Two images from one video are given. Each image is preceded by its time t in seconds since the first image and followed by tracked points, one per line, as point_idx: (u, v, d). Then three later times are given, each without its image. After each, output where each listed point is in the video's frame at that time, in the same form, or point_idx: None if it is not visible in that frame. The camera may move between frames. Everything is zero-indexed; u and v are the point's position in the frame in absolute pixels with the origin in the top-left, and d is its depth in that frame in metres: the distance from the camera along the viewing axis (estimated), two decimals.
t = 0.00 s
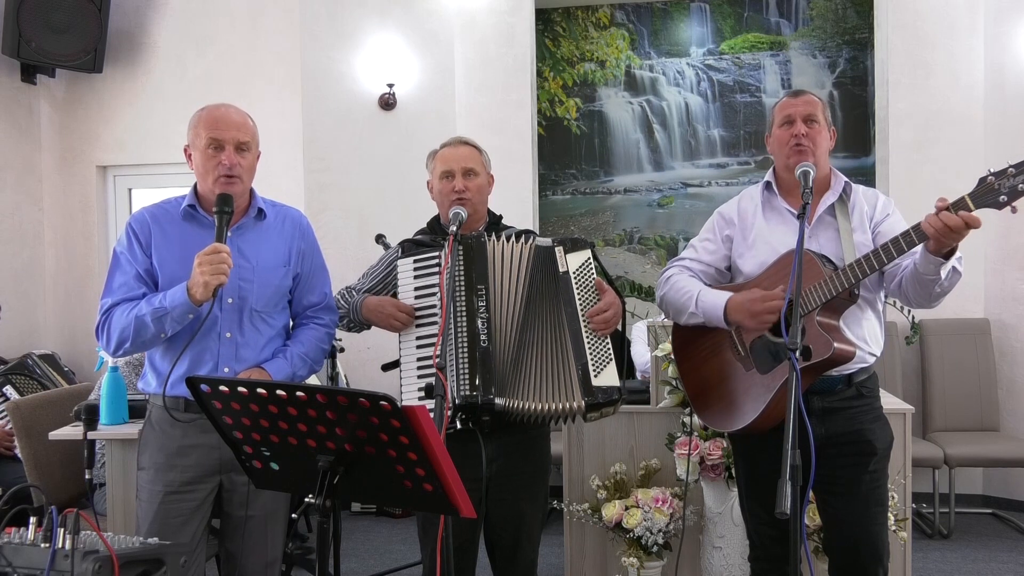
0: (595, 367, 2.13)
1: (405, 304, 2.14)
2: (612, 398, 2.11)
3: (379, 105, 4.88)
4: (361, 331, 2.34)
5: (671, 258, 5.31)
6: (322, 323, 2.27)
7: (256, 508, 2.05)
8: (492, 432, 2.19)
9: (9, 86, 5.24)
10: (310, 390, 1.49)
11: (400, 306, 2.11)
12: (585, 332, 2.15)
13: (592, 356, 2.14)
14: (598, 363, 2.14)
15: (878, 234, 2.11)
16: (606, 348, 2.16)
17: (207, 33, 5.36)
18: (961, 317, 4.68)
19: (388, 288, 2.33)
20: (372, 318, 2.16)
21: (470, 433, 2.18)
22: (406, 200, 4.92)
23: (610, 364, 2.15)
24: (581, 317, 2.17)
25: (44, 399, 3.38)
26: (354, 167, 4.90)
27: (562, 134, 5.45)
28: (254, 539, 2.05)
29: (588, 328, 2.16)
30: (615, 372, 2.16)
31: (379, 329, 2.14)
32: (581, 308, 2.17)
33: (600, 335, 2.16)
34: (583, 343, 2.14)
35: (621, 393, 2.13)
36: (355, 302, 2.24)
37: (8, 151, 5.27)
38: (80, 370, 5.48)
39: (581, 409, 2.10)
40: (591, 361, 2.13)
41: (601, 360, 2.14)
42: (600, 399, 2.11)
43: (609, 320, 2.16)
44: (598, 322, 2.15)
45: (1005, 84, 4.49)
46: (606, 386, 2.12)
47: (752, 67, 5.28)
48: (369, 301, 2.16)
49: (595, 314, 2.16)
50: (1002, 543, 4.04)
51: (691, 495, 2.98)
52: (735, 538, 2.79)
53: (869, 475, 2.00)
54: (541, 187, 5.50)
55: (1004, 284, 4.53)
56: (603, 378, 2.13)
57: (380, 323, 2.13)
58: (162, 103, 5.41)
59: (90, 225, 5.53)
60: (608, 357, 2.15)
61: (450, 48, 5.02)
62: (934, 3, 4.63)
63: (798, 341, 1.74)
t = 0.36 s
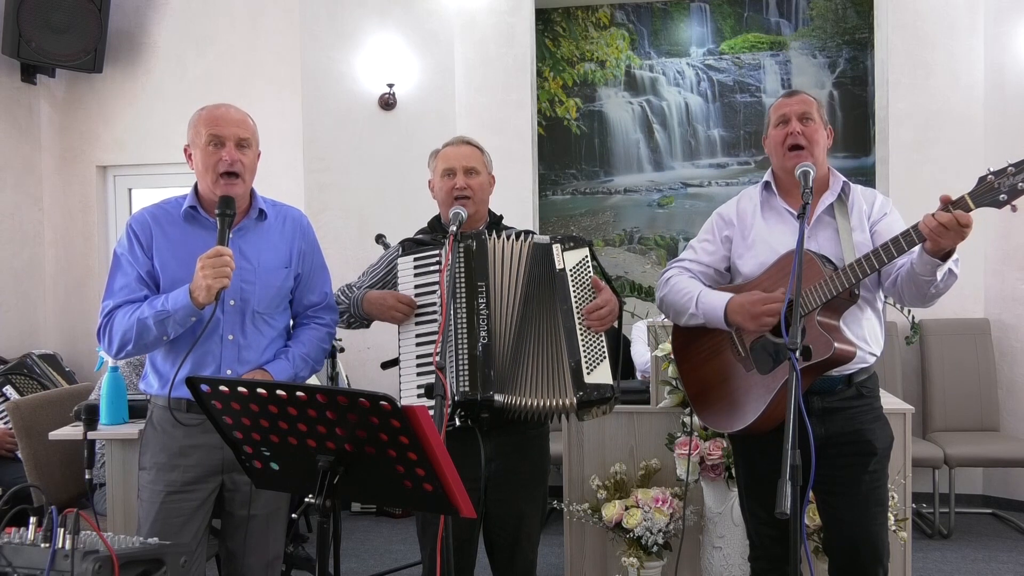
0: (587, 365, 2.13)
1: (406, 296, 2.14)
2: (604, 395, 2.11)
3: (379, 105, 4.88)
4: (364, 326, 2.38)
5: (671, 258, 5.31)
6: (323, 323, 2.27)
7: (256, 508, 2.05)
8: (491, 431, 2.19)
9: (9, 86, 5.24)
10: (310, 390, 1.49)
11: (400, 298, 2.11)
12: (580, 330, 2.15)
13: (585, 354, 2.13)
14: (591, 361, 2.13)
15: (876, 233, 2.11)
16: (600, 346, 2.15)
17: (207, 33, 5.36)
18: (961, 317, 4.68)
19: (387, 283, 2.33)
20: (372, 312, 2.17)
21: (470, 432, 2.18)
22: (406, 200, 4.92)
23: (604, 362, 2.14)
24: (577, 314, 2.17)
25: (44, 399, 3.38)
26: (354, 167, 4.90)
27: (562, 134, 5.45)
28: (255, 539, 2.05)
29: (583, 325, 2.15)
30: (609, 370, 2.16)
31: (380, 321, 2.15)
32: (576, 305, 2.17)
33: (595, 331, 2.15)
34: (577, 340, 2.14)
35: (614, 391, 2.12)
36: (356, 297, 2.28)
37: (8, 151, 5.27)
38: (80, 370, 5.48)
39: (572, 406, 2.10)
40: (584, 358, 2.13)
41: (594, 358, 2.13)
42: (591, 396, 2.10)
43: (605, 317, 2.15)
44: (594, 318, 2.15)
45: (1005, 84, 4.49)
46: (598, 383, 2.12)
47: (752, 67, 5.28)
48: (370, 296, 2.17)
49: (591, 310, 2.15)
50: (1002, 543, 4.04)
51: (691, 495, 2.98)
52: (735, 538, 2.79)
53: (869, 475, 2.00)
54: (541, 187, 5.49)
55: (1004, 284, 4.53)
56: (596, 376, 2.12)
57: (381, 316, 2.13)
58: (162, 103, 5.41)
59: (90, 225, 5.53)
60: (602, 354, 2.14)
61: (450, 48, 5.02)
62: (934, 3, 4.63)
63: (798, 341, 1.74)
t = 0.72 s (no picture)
0: (585, 364, 2.14)
1: (406, 295, 2.14)
2: (602, 395, 2.12)
3: (379, 105, 4.88)
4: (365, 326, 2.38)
5: (671, 258, 5.31)
6: (325, 324, 2.27)
7: (257, 510, 2.05)
8: (492, 432, 2.19)
9: (9, 86, 5.24)
10: (310, 390, 1.49)
11: (399, 297, 2.11)
12: (575, 321, 2.16)
13: (583, 353, 2.14)
14: (589, 361, 2.14)
15: (875, 233, 2.11)
16: (598, 344, 2.16)
17: (207, 33, 5.36)
18: (961, 317, 4.68)
19: (389, 281, 2.33)
20: (373, 311, 2.17)
21: (471, 433, 2.18)
22: (406, 199, 4.92)
23: (601, 361, 2.15)
24: (573, 305, 2.17)
25: (44, 399, 3.37)
26: (354, 167, 4.90)
27: (562, 134, 5.45)
28: (255, 541, 2.04)
29: (579, 316, 2.16)
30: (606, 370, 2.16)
31: (380, 320, 2.15)
32: (572, 298, 2.18)
33: (591, 324, 2.16)
34: (574, 336, 2.14)
35: (612, 390, 2.14)
36: (356, 298, 2.29)
37: (8, 151, 5.27)
38: (80, 370, 5.48)
39: (569, 406, 2.11)
40: (581, 358, 2.13)
41: (593, 357, 2.14)
42: (589, 397, 2.11)
43: (601, 308, 2.16)
44: (590, 309, 2.16)
45: (1005, 84, 4.50)
46: (596, 383, 2.12)
47: (752, 67, 5.28)
48: (369, 296, 2.17)
49: (587, 301, 2.16)
50: (1002, 544, 4.03)
51: (691, 495, 2.98)
52: (735, 538, 2.78)
53: (868, 475, 2.00)
54: (541, 187, 5.49)
55: (1004, 284, 4.53)
56: (594, 376, 2.13)
57: (382, 316, 2.13)
58: (162, 103, 5.41)
59: (90, 225, 5.53)
60: (600, 353, 2.16)
61: (450, 48, 5.01)
62: (934, 3, 4.63)
63: (798, 341, 1.74)
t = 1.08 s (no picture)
0: (582, 365, 2.12)
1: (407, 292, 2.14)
2: (600, 395, 2.10)
3: (379, 105, 4.89)
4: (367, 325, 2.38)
5: (671, 257, 5.31)
6: (324, 326, 2.26)
7: (254, 509, 2.05)
8: (492, 432, 2.18)
9: (9, 86, 5.24)
10: (310, 390, 1.49)
11: (401, 294, 2.11)
12: (573, 327, 2.15)
13: (580, 354, 2.13)
14: (586, 361, 2.13)
15: (876, 235, 2.11)
16: (596, 344, 2.15)
17: (207, 33, 5.36)
18: (961, 317, 4.68)
19: (390, 281, 2.33)
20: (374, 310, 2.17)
21: (472, 434, 2.18)
22: (406, 199, 4.92)
23: (598, 361, 2.14)
24: (568, 304, 2.17)
25: (44, 399, 3.38)
26: (354, 167, 4.90)
27: (562, 134, 5.45)
28: (249, 541, 2.04)
29: (575, 320, 2.16)
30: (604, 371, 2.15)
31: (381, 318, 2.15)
32: (569, 299, 2.18)
33: (587, 326, 2.15)
34: (570, 336, 2.13)
35: (610, 390, 2.12)
36: (356, 299, 2.29)
37: (8, 151, 5.27)
38: (80, 370, 5.48)
39: (566, 408, 2.10)
40: (578, 358, 2.12)
41: (588, 357, 2.13)
42: (586, 397, 2.10)
43: (597, 312, 2.14)
44: (585, 313, 2.14)
45: (1005, 84, 4.49)
46: (593, 384, 2.11)
47: (752, 67, 5.28)
48: (370, 295, 2.17)
49: (582, 305, 2.15)
50: (1002, 544, 4.03)
51: (691, 495, 2.98)
52: (735, 538, 2.78)
53: (868, 475, 2.00)
54: (541, 187, 5.49)
55: (1004, 284, 4.53)
56: (591, 376, 2.11)
57: (384, 315, 2.13)
58: (162, 103, 5.42)
59: (90, 225, 5.53)
60: (597, 354, 2.14)
61: (450, 48, 5.01)
62: (934, 3, 4.63)
63: (798, 341, 1.74)
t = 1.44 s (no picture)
0: (575, 364, 2.12)
1: (408, 295, 2.14)
2: (593, 394, 2.09)
3: (379, 105, 4.89)
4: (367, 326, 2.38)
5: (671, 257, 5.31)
6: (324, 326, 2.25)
7: (252, 508, 2.05)
8: (493, 432, 2.18)
9: (9, 86, 5.24)
10: (310, 390, 1.49)
11: (403, 299, 2.11)
12: (567, 327, 2.14)
13: (574, 353, 2.12)
14: (579, 359, 2.12)
15: (878, 236, 2.11)
16: (589, 342, 2.14)
17: (207, 34, 5.36)
18: (961, 317, 4.68)
19: (391, 281, 2.33)
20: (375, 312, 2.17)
21: (472, 433, 2.18)
22: (406, 199, 4.92)
23: (592, 360, 2.13)
24: (563, 307, 2.16)
25: (44, 399, 3.38)
26: (354, 167, 4.89)
27: (562, 134, 5.45)
28: (246, 541, 2.04)
29: (570, 320, 2.15)
30: (599, 369, 2.14)
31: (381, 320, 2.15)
32: (563, 299, 2.17)
33: (581, 327, 2.14)
34: (564, 336, 2.13)
35: (604, 389, 2.11)
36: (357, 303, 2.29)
37: (8, 151, 5.27)
38: (80, 370, 5.48)
39: (560, 407, 2.10)
40: (571, 357, 2.12)
41: (582, 356, 2.12)
42: (579, 396, 2.09)
43: (591, 312, 2.13)
44: (579, 314, 2.14)
45: (1005, 84, 4.49)
46: (586, 382, 2.10)
47: (752, 67, 5.28)
48: (373, 297, 2.17)
49: (576, 306, 2.14)
50: (1002, 544, 4.03)
51: (691, 495, 2.99)
52: (735, 538, 2.78)
53: (868, 475, 2.00)
54: (541, 187, 5.49)
55: (1005, 284, 4.53)
56: (585, 375, 2.11)
57: (386, 317, 2.13)
58: (162, 103, 5.42)
59: (90, 225, 5.53)
60: (591, 353, 2.13)
61: (450, 48, 5.01)
62: (934, 3, 4.63)
63: (798, 341, 1.74)
